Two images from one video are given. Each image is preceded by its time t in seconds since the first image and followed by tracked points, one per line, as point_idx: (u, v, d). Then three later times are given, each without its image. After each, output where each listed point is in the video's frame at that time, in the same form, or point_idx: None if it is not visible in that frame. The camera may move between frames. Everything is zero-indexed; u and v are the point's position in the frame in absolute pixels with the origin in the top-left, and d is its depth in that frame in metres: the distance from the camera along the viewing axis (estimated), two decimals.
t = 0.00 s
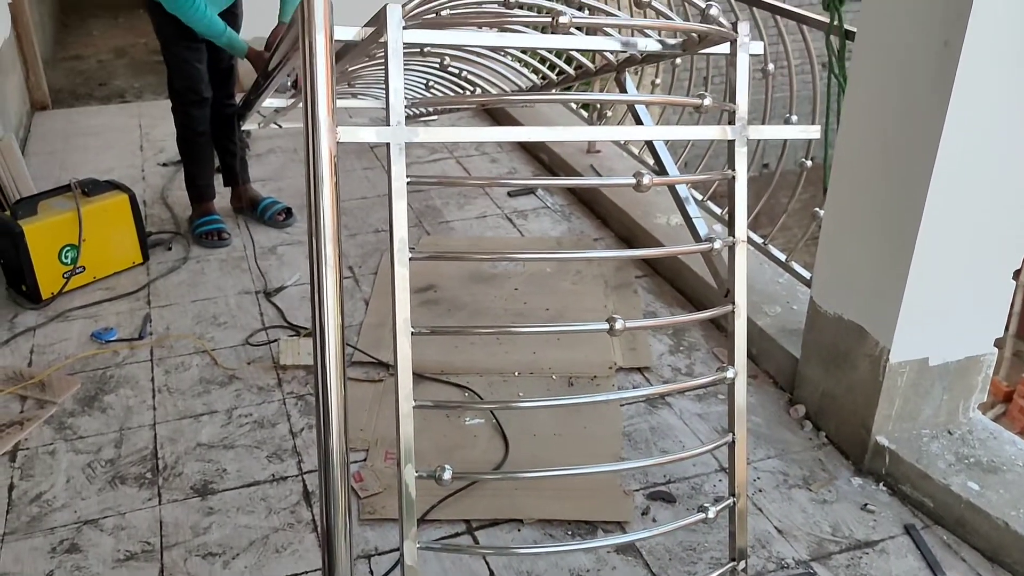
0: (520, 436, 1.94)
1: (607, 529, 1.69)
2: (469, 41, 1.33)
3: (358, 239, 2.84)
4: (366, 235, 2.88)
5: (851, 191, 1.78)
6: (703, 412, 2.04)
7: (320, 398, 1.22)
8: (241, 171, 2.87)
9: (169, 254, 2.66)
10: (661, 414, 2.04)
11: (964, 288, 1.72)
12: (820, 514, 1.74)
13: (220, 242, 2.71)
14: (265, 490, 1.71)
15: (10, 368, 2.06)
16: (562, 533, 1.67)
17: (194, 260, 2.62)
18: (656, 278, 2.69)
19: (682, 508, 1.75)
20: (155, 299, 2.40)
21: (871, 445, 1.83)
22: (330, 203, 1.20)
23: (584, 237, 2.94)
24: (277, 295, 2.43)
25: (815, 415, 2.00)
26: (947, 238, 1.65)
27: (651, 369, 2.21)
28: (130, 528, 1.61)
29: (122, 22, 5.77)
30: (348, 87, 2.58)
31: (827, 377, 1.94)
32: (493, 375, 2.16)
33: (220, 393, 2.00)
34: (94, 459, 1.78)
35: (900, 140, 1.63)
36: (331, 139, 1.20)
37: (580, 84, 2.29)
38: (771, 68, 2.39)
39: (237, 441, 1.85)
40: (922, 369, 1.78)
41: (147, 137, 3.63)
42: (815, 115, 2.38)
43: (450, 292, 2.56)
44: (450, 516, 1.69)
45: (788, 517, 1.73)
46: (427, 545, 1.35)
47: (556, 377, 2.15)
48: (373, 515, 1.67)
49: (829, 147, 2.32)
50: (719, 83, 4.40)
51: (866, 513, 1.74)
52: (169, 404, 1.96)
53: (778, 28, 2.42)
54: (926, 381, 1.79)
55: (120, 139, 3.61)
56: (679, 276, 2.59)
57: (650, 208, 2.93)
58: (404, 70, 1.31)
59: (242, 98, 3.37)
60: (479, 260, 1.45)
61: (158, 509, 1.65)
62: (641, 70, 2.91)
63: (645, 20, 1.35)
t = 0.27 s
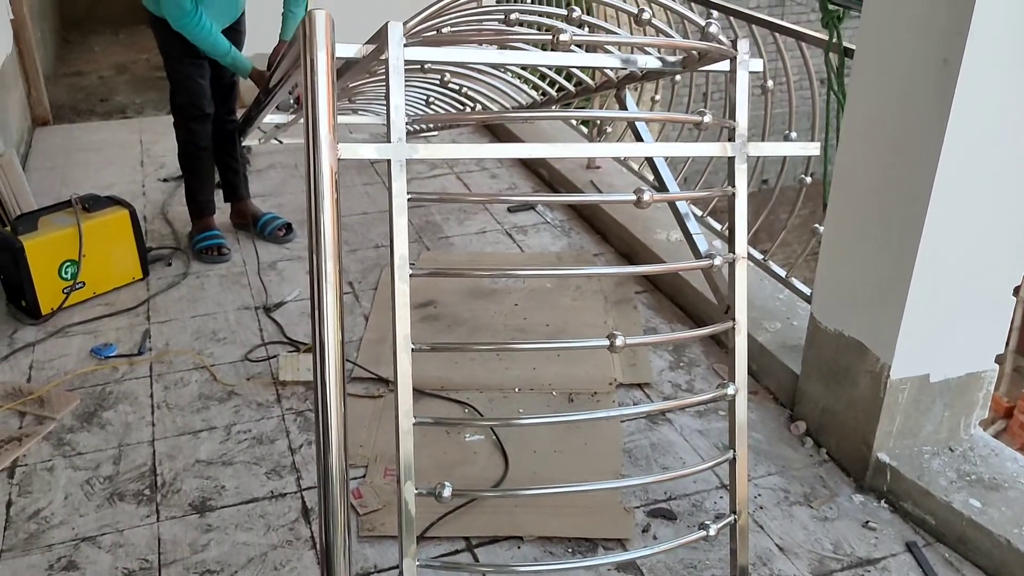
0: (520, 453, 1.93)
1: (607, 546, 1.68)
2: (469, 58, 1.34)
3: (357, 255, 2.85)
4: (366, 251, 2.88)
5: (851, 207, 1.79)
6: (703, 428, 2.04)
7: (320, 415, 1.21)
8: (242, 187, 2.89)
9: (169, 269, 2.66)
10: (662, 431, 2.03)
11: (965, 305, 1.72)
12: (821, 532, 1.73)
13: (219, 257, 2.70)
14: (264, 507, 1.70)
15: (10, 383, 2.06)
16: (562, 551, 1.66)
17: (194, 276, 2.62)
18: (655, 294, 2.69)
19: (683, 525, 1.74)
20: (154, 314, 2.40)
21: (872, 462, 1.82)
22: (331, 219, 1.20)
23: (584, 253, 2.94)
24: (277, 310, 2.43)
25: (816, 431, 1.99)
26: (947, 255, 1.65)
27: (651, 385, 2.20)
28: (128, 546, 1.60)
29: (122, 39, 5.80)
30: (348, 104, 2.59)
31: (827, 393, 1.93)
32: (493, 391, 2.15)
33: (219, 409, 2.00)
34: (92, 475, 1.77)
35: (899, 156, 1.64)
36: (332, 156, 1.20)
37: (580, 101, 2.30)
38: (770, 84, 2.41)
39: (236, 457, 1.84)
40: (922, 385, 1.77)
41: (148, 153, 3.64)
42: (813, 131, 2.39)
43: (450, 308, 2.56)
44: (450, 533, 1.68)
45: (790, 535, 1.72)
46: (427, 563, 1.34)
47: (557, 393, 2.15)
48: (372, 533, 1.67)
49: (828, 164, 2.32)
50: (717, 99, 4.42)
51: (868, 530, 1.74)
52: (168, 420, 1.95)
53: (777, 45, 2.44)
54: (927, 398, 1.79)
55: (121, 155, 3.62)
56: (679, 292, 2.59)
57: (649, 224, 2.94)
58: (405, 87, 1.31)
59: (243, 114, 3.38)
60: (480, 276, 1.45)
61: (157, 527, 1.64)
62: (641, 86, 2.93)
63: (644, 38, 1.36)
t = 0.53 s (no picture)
0: (518, 460, 1.93)
1: (605, 554, 1.67)
2: (467, 65, 1.34)
3: (355, 261, 2.85)
4: (364, 258, 2.88)
5: (848, 214, 1.79)
6: (701, 436, 2.04)
7: (316, 424, 1.21)
8: (240, 194, 2.89)
9: (167, 276, 2.66)
10: (659, 438, 2.03)
11: (962, 312, 1.72)
12: (819, 539, 1.73)
13: (218, 263, 2.71)
14: (261, 514, 1.70)
15: (6, 390, 2.05)
16: (559, 558, 1.66)
17: (191, 282, 2.62)
18: (653, 301, 2.69)
19: (680, 533, 1.73)
20: (152, 321, 2.39)
21: (870, 469, 1.82)
22: (327, 226, 1.20)
23: (582, 260, 2.94)
24: (274, 317, 2.43)
25: (814, 438, 1.99)
26: (945, 262, 1.65)
27: (648, 392, 2.20)
28: (124, 553, 1.59)
29: (122, 46, 5.81)
30: (347, 110, 2.59)
31: (825, 400, 1.93)
32: (490, 398, 2.15)
33: (216, 416, 1.99)
34: (88, 482, 1.77)
35: (897, 163, 1.64)
36: (329, 163, 1.21)
37: (578, 108, 2.31)
38: (767, 92, 2.41)
39: (233, 464, 1.84)
40: (920, 393, 1.77)
41: (147, 160, 3.64)
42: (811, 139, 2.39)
43: (448, 315, 2.56)
44: (447, 540, 1.68)
45: (787, 542, 1.72)
46: (423, 571, 1.33)
47: (554, 400, 2.15)
48: (368, 540, 1.66)
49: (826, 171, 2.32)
50: (715, 106, 4.43)
51: (866, 538, 1.73)
52: (165, 427, 1.95)
53: (774, 52, 2.44)
54: (924, 405, 1.79)
55: (119, 162, 3.63)
56: (676, 299, 2.59)
57: (647, 231, 2.94)
58: (402, 95, 1.31)
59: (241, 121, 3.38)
60: (477, 284, 1.45)
61: (153, 534, 1.64)
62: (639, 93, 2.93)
63: (642, 46, 1.36)
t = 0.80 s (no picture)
0: (516, 447, 1.94)
1: (601, 541, 1.68)
2: (464, 52, 1.33)
3: (354, 249, 2.84)
4: (362, 245, 2.88)
5: (846, 203, 1.79)
6: (698, 424, 2.04)
7: (313, 410, 1.21)
8: (239, 182, 2.88)
9: (165, 263, 2.65)
10: (657, 426, 2.03)
11: (959, 302, 1.72)
12: (815, 527, 1.73)
13: (217, 249, 2.70)
14: (258, 501, 1.70)
15: (4, 376, 2.05)
16: (556, 545, 1.66)
17: (189, 269, 2.62)
18: (652, 289, 2.69)
19: (677, 521, 1.74)
20: (150, 308, 2.39)
21: (866, 458, 1.83)
22: (323, 213, 1.20)
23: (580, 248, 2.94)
24: (272, 304, 2.43)
25: (811, 427, 1.99)
26: (943, 251, 1.65)
27: (646, 380, 2.20)
28: (122, 539, 1.60)
29: (121, 31, 5.78)
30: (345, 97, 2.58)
31: (822, 389, 1.93)
32: (488, 385, 2.15)
33: (214, 402, 2.00)
34: (86, 468, 1.77)
35: (895, 153, 1.63)
36: (325, 149, 1.20)
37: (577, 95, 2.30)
38: (767, 80, 2.40)
39: (230, 451, 1.84)
40: (917, 382, 1.77)
41: (145, 146, 3.63)
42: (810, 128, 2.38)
43: (446, 302, 2.56)
44: (444, 528, 1.68)
45: (783, 530, 1.72)
46: (420, 558, 1.33)
47: (552, 388, 2.15)
48: (366, 527, 1.66)
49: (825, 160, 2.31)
50: (715, 94, 4.41)
51: (861, 526, 1.74)
52: (163, 414, 1.95)
53: (774, 40, 2.43)
54: (921, 394, 1.79)
55: (117, 148, 3.61)
56: (675, 287, 2.59)
57: (646, 219, 2.94)
58: (399, 82, 1.31)
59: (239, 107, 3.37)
60: (475, 272, 1.44)
61: (151, 520, 1.64)
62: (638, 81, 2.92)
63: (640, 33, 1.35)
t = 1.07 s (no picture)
0: (516, 422, 1.94)
1: (601, 514, 1.69)
2: (464, 22, 1.31)
3: (354, 224, 2.83)
4: (363, 220, 2.87)
5: (849, 178, 1.78)
6: (698, 399, 2.04)
7: (312, 382, 1.21)
8: (238, 156, 2.86)
9: (165, 237, 2.65)
10: (657, 401, 2.03)
11: (962, 276, 1.72)
12: (814, 501, 1.74)
13: (217, 224, 2.69)
14: (259, 473, 1.71)
15: (5, 349, 2.05)
16: (556, 518, 1.67)
17: (190, 244, 2.61)
18: (653, 265, 2.68)
19: (676, 494, 1.74)
20: (150, 282, 2.39)
21: (866, 432, 1.83)
22: (323, 183, 1.19)
23: (581, 224, 2.93)
24: (273, 279, 2.43)
25: (811, 402, 1.99)
26: (945, 226, 1.64)
27: (647, 356, 2.20)
28: (124, 510, 1.61)
29: (120, 4, 5.73)
30: (345, 71, 2.56)
31: (823, 364, 1.93)
32: (489, 360, 2.15)
33: (215, 376, 2.00)
34: (88, 441, 1.78)
35: (899, 126, 1.62)
36: (325, 119, 1.19)
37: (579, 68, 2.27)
38: (771, 53, 2.37)
39: (232, 424, 1.84)
40: (918, 357, 1.77)
41: (144, 121, 3.61)
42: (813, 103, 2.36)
43: (447, 277, 2.55)
44: (444, 500, 1.69)
45: (782, 504, 1.73)
46: (420, 529, 1.34)
47: (553, 363, 2.15)
48: (366, 499, 1.67)
49: (828, 135, 2.29)
50: (719, 70, 4.38)
51: (861, 500, 1.74)
52: (164, 387, 1.95)
53: (779, 13, 2.40)
54: (922, 369, 1.79)
55: (116, 122, 3.59)
56: (676, 262, 2.58)
57: (647, 195, 2.92)
58: (399, 52, 1.29)
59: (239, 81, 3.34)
60: (475, 244, 1.43)
61: (152, 492, 1.65)
62: (641, 55, 2.89)
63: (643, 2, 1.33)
